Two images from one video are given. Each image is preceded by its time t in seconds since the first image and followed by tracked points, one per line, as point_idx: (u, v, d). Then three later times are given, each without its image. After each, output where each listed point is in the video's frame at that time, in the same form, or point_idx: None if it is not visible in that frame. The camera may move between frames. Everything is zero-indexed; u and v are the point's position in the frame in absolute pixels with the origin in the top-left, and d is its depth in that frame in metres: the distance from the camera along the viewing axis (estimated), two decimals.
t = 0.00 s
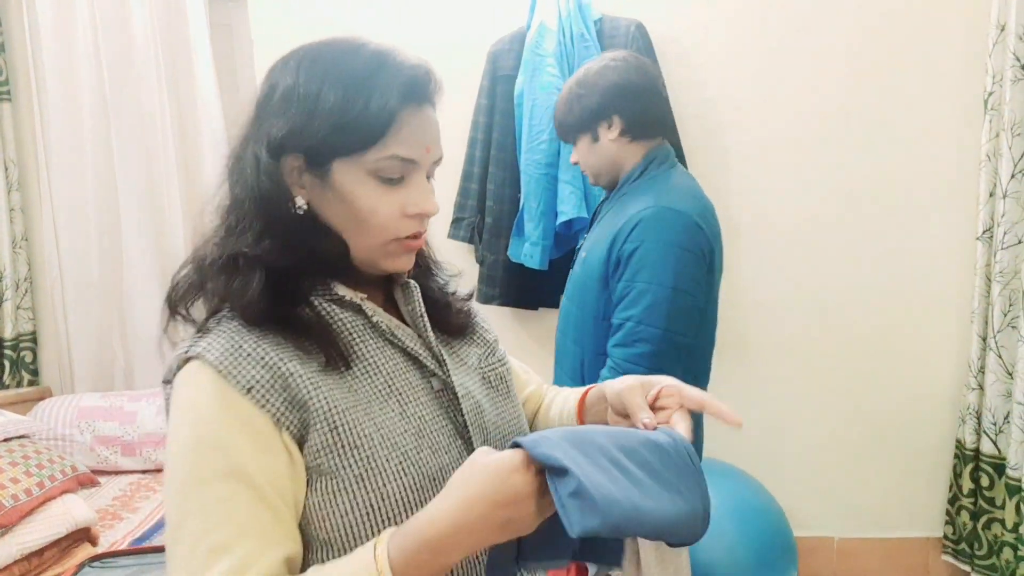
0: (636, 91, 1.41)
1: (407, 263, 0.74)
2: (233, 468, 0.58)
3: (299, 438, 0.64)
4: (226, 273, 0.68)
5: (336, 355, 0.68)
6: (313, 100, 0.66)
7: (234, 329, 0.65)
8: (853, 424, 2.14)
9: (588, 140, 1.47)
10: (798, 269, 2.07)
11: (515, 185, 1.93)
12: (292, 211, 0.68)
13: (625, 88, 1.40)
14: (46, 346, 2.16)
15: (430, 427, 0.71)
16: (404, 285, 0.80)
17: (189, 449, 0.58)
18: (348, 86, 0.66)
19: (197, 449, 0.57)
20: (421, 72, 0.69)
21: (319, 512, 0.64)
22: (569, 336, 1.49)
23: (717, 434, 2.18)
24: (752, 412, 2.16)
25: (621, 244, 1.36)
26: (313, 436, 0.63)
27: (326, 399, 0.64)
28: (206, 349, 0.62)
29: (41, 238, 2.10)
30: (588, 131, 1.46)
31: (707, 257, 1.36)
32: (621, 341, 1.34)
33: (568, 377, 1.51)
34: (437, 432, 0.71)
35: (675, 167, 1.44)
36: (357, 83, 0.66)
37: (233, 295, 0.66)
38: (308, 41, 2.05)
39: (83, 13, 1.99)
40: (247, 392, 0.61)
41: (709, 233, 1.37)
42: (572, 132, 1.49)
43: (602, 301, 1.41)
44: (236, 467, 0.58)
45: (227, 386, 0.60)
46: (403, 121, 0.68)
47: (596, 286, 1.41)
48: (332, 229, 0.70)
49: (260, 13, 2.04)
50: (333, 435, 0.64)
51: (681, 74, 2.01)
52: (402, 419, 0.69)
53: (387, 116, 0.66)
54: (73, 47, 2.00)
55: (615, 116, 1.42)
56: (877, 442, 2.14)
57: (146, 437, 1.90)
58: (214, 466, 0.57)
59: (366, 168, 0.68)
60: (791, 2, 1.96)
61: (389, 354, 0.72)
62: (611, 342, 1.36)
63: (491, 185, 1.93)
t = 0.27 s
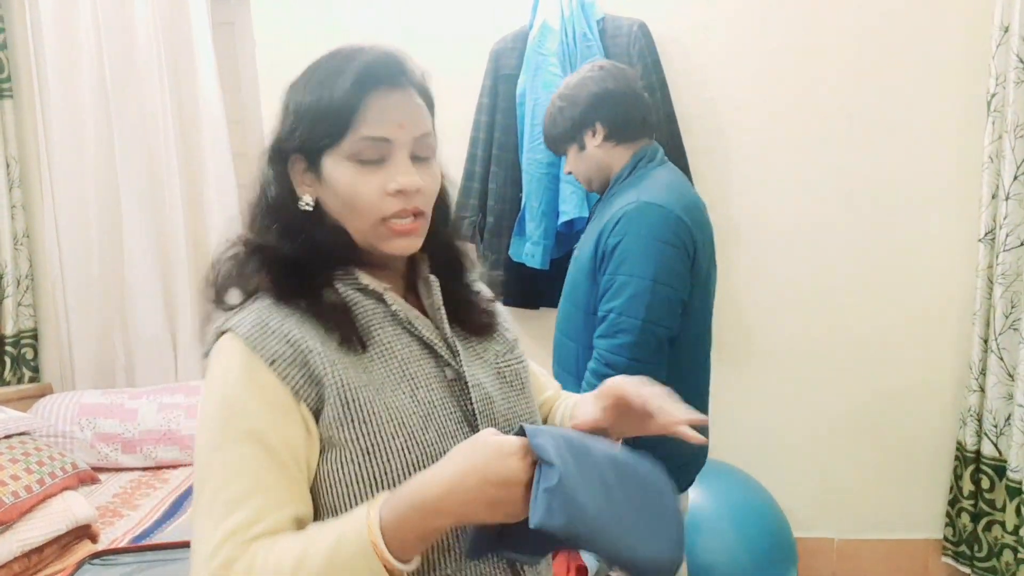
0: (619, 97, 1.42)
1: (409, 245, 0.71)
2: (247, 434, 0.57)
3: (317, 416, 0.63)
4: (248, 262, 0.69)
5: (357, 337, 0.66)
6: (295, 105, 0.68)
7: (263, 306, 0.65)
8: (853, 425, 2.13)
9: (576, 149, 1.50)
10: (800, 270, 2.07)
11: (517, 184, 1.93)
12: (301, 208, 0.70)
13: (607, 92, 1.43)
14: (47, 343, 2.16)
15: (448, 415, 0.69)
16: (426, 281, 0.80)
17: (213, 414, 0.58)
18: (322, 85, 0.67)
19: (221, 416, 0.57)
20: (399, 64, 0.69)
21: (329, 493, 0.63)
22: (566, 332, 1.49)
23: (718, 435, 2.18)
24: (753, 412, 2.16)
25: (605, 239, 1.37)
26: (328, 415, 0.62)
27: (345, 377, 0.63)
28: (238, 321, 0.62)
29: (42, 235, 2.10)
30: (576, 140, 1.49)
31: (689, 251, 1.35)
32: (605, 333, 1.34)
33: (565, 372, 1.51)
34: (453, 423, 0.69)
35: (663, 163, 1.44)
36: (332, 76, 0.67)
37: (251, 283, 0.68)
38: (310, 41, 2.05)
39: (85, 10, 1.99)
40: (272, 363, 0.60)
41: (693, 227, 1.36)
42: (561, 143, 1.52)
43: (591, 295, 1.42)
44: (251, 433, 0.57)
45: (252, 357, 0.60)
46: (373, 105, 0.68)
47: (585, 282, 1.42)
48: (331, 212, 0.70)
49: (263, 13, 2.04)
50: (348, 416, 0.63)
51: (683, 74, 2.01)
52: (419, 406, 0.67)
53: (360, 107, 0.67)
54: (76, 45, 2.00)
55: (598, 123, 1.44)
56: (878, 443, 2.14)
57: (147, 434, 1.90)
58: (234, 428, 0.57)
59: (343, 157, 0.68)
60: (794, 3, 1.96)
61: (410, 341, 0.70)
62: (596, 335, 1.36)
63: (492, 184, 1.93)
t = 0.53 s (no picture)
0: (615, 99, 1.42)
1: (426, 231, 0.71)
2: (269, 392, 0.60)
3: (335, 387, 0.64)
4: (293, 252, 0.72)
5: (382, 318, 0.67)
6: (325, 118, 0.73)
7: (307, 277, 0.67)
8: (858, 424, 2.13)
9: (575, 151, 1.50)
10: (806, 268, 2.06)
11: (522, 180, 1.93)
12: (341, 208, 0.71)
13: (602, 92, 1.43)
14: (52, 337, 2.16)
15: (456, 407, 0.67)
16: (461, 276, 0.78)
17: (243, 372, 0.61)
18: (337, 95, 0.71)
19: (249, 374, 0.61)
20: (404, 62, 0.71)
21: (336, 466, 0.64)
22: (564, 328, 1.49)
23: (721, 432, 2.18)
24: (757, 410, 2.15)
25: (602, 232, 1.37)
26: (341, 388, 0.63)
27: (362, 354, 0.64)
28: (280, 289, 0.66)
29: (47, 229, 2.11)
30: (574, 142, 1.49)
31: (683, 245, 1.34)
32: (600, 325, 1.33)
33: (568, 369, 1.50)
34: (464, 419, 0.68)
35: (658, 161, 1.43)
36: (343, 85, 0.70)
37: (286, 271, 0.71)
38: (313, 36, 2.05)
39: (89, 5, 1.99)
40: (298, 331, 0.63)
41: (686, 221, 1.34)
42: (561, 145, 1.52)
43: (588, 289, 1.42)
44: (270, 391, 0.60)
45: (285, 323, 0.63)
46: (376, 104, 0.70)
47: (583, 276, 1.42)
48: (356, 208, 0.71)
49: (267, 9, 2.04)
50: (359, 393, 0.63)
51: (689, 71, 2.00)
52: (430, 396, 0.66)
53: (369, 111, 0.70)
54: (80, 39, 2.00)
55: (595, 123, 1.44)
56: (883, 441, 2.13)
57: (151, 428, 1.90)
58: (257, 385, 0.60)
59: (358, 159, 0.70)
60: None
61: (435, 331, 0.69)
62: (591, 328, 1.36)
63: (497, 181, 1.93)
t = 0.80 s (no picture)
0: (606, 99, 1.42)
1: (433, 220, 0.73)
2: (270, 371, 0.63)
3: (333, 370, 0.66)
4: (318, 240, 0.77)
5: (384, 305, 0.69)
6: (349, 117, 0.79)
7: (320, 265, 0.71)
8: (859, 421, 2.13)
9: (568, 150, 1.50)
10: (807, 264, 2.06)
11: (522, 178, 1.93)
12: (362, 199, 0.77)
13: (592, 95, 1.43)
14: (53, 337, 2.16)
15: (449, 394, 0.68)
16: (468, 269, 0.79)
17: (250, 350, 0.65)
18: (359, 93, 0.77)
19: (255, 353, 0.64)
20: (421, 62, 0.75)
21: (331, 446, 0.66)
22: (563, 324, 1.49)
23: (722, 429, 2.18)
24: (758, 407, 2.15)
25: (598, 230, 1.36)
26: (338, 370, 0.66)
27: (360, 338, 0.66)
28: (293, 273, 0.70)
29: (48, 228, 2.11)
30: (567, 143, 1.49)
31: (678, 241, 1.34)
32: (598, 322, 1.33)
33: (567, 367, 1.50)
34: (456, 408, 0.68)
35: (652, 159, 1.43)
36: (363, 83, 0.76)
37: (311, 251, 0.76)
38: (313, 35, 2.05)
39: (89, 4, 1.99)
40: (302, 313, 0.66)
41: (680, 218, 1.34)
42: (555, 145, 1.52)
43: (585, 285, 1.42)
44: (270, 368, 0.63)
45: (293, 305, 0.66)
46: (389, 99, 0.74)
47: (580, 272, 1.42)
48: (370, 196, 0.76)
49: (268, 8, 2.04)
50: (354, 376, 0.65)
51: (689, 68, 2.00)
52: (424, 383, 0.67)
53: (385, 106, 0.75)
54: (80, 38, 2.00)
55: (586, 123, 1.44)
56: (884, 438, 2.13)
57: (152, 428, 1.90)
58: (260, 364, 0.64)
59: (372, 150, 0.75)
60: None
61: (435, 321, 0.71)
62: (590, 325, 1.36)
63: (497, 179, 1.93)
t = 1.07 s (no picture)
0: (604, 100, 1.42)
1: (431, 211, 0.74)
2: (269, 374, 0.64)
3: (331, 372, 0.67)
4: (313, 241, 0.77)
5: (381, 307, 0.70)
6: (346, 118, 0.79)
7: (315, 267, 0.71)
8: (862, 421, 2.12)
9: (568, 152, 1.49)
10: (810, 264, 2.06)
11: (525, 177, 1.93)
12: (359, 199, 0.78)
13: (592, 98, 1.42)
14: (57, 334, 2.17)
15: (445, 395, 0.69)
16: (465, 267, 0.80)
17: (246, 355, 0.65)
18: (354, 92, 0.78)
19: (252, 360, 0.64)
20: (415, 60, 0.76)
21: (329, 445, 0.67)
22: (565, 325, 1.49)
23: (725, 429, 2.17)
24: (761, 407, 2.15)
25: (600, 231, 1.36)
26: (336, 372, 0.66)
27: (357, 340, 0.67)
28: (289, 275, 0.70)
29: (52, 226, 2.11)
30: (567, 144, 1.49)
31: (681, 242, 1.34)
32: (601, 323, 1.33)
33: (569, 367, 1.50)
34: (453, 407, 0.69)
35: (652, 159, 1.43)
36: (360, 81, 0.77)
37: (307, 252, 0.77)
38: (316, 33, 2.04)
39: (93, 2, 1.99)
40: (300, 316, 0.66)
41: (681, 219, 1.34)
42: (554, 147, 1.52)
43: (587, 286, 1.41)
44: (265, 373, 0.64)
45: (291, 308, 0.67)
46: (384, 95, 0.76)
47: (582, 274, 1.42)
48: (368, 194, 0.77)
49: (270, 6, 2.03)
50: (351, 377, 0.66)
51: (693, 67, 1.99)
52: (421, 383, 0.68)
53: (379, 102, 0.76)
54: (84, 36, 2.00)
55: (586, 125, 1.44)
56: (887, 439, 2.12)
57: (155, 426, 1.90)
58: (256, 369, 0.64)
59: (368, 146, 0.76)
60: None
61: (432, 322, 0.72)
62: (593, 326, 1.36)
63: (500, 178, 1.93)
